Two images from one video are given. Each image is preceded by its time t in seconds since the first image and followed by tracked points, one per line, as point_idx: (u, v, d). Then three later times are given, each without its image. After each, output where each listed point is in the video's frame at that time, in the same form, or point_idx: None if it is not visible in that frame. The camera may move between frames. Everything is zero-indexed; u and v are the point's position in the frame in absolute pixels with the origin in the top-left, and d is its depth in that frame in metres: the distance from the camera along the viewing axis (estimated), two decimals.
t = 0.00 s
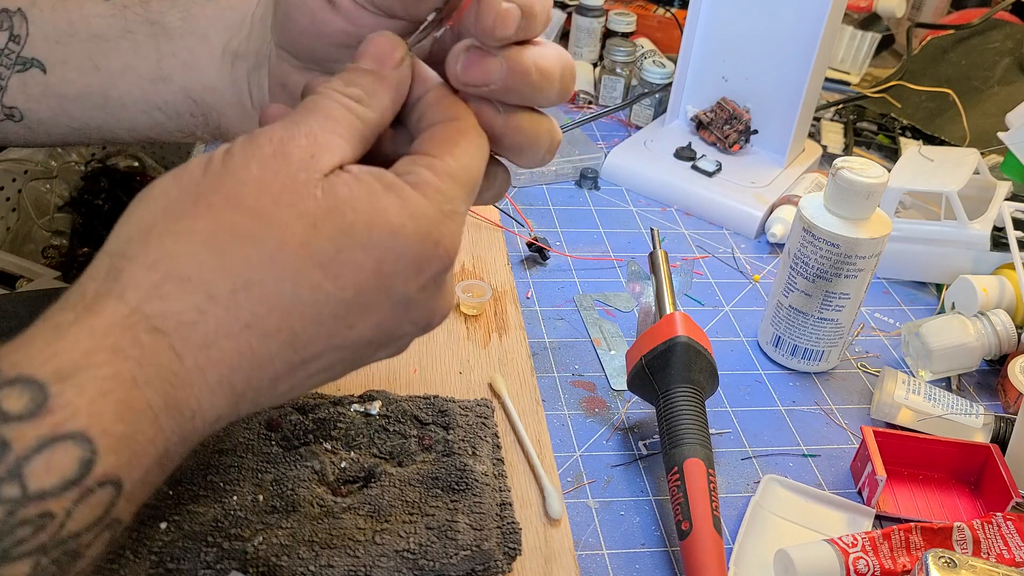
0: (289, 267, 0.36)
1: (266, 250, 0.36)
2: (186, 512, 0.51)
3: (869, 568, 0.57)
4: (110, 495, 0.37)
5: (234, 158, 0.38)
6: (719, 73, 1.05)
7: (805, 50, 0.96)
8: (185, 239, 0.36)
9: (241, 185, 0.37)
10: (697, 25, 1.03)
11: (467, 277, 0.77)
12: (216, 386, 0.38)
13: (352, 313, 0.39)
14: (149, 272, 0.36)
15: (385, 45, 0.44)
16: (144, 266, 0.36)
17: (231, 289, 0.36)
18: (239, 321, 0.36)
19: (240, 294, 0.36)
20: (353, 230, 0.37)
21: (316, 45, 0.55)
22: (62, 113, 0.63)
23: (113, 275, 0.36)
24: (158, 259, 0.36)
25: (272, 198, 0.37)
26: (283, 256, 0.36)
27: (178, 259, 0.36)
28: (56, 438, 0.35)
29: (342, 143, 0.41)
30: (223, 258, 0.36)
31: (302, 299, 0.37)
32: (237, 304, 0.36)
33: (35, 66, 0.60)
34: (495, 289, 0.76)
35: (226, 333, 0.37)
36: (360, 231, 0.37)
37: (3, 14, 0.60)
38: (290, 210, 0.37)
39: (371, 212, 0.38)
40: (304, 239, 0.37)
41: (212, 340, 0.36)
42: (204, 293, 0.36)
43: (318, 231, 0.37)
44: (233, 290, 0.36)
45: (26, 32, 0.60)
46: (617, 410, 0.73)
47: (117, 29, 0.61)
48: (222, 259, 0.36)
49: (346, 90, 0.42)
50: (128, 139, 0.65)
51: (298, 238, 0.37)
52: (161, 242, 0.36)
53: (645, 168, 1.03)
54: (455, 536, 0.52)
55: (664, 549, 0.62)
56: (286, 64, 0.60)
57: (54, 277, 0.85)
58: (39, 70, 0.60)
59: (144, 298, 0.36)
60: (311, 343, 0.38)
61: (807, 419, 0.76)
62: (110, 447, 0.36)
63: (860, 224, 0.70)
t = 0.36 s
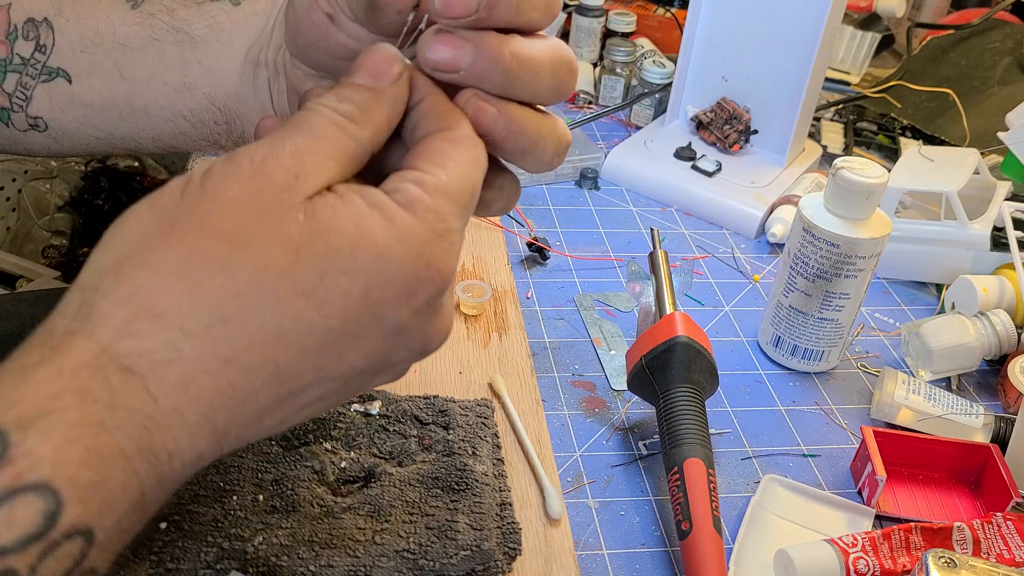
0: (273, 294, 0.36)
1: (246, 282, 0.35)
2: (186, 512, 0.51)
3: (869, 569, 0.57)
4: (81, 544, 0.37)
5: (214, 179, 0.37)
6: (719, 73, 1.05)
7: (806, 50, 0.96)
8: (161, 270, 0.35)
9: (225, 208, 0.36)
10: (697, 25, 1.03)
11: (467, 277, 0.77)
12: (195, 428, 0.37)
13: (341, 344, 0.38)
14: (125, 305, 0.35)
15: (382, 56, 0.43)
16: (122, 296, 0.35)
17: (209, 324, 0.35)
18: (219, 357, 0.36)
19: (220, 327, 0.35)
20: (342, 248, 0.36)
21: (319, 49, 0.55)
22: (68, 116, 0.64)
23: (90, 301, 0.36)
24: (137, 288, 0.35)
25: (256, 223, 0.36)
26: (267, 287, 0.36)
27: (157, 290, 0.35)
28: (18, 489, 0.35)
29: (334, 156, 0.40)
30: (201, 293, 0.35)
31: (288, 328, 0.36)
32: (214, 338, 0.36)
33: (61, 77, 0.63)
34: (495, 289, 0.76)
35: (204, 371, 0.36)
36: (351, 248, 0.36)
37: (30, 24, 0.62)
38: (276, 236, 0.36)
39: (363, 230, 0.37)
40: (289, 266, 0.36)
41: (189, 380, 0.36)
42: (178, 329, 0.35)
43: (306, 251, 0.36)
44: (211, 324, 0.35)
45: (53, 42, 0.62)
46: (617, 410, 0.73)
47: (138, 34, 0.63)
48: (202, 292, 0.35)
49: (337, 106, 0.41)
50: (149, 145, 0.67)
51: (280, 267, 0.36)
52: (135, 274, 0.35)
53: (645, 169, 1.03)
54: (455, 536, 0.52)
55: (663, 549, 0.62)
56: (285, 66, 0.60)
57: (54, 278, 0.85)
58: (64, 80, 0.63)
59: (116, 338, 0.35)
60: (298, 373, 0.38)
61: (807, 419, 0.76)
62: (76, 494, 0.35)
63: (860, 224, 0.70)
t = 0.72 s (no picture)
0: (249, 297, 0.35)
1: (217, 282, 0.35)
2: (186, 512, 0.51)
3: (869, 569, 0.57)
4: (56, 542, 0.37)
5: (200, 181, 0.37)
6: (719, 73, 1.05)
7: (806, 50, 0.96)
8: (135, 268, 0.36)
9: (202, 202, 0.37)
10: (697, 25, 1.03)
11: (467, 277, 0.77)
12: (164, 428, 0.37)
13: (322, 350, 0.37)
14: (99, 301, 0.36)
15: (394, 59, 0.43)
16: (98, 287, 0.36)
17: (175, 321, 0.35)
18: (188, 357, 0.36)
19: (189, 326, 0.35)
20: (333, 252, 0.36)
21: (315, 53, 0.55)
22: (67, 119, 0.64)
23: (67, 292, 0.36)
24: (108, 287, 0.36)
25: (237, 224, 0.36)
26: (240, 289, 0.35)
27: (131, 288, 0.36)
28: None
29: (334, 158, 0.40)
30: (171, 291, 0.35)
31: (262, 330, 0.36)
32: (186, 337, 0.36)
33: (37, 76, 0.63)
34: (495, 289, 0.76)
35: (169, 369, 0.36)
36: (340, 251, 0.36)
37: (3, 25, 0.63)
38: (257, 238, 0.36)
39: (355, 232, 0.36)
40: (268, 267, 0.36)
41: (155, 377, 0.36)
42: (145, 326, 0.35)
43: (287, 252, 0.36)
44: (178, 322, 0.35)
45: (26, 41, 0.63)
46: (617, 410, 0.73)
47: (115, 35, 0.63)
48: (172, 290, 0.35)
49: (343, 105, 0.41)
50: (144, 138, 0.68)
51: (255, 267, 0.36)
52: (111, 267, 0.36)
53: (645, 169, 1.03)
54: (455, 536, 0.52)
55: (663, 549, 0.62)
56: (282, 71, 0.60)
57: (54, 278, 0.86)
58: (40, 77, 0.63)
59: (83, 329, 0.36)
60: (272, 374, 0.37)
61: (807, 419, 0.76)
62: (45, 489, 0.35)
63: (861, 224, 0.70)
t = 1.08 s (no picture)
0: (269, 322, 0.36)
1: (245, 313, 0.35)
2: (186, 512, 0.51)
3: (869, 569, 0.57)
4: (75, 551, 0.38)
5: (218, 199, 0.37)
6: (719, 73, 1.05)
7: (806, 50, 0.96)
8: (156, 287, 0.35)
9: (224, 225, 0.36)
10: (697, 25, 1.03)
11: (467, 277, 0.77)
12: (177, 445, 0.37)
13: (329, 377, 0.38)
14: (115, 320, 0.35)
15: (411, 85, 0.43)
16: (116, 306, 0.35)
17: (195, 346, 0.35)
18: (203, 380, 0.36)
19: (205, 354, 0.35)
20: (348, 285, 0.36)
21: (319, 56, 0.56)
22: (69, 121, 0.64)
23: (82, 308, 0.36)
24: (119, 304, 0.35)
25: (258, 248, 0.36)
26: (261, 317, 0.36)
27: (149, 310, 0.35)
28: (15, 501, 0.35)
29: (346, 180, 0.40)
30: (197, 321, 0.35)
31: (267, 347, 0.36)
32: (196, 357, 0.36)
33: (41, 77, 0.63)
34: (495, 289, 0.76)
35: (187, 392, 0.36)
36: (353, 284, 0.36)
37: (4, 26, 0.62)
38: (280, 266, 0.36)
39: (367, 263, 0.37)
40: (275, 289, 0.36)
41: (171, 399, 0.36)
42: (164, 348, 0.35)
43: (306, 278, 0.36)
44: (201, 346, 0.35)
45: (29, 43, 0.63)
46: (617, 410, 0.73)
47: (119, 37, 0.63)
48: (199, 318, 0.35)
49: (360, 129, 0.41)
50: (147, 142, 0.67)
51: (272, 297, 0.35)
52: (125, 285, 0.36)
53: (645, 169, 1.03)
54: (455, 536, 0.52)
55: (664, 549, 0.62)
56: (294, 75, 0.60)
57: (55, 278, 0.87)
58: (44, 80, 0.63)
59: (103, 349, 0.35)
60: (282, 398, 0.38)
61: (807, 419, 0.76)
62: (66, 507, 0.36)
63: (860, 224, 0.70)
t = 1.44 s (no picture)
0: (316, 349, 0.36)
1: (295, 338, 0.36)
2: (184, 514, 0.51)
3: (871, 570, 0.57)
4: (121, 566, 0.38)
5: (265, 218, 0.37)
6: (720, 71, 1.05)
7: (807, 49, 0.96)
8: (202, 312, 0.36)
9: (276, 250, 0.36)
10: (697, 27, 1.03)
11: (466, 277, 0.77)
12: (226, 462, 0.38)
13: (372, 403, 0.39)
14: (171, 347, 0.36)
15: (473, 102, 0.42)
16: (171, 334, 0.36)
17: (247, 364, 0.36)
18: (253, 405, 0.37)
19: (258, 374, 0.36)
20: (399, 321, 0.37)
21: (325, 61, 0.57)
22: (59, 123, 0.64)
23: (135, 330, 0.36)
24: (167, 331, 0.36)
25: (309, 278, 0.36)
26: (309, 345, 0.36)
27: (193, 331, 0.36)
28: (69, 518, 0.36)
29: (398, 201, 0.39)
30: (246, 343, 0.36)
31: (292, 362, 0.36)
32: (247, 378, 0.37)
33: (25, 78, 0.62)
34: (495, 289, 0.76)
35: (239, 415, 0.37)
36: (404, 320, 0.37)
37: None
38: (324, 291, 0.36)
39: (419, 296, 0.37)
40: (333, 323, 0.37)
41: (223, 424, 0.37)
42: (217, 374, 0.36)
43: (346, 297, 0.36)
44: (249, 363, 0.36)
45: (11, 44, 0.61)
46: (618, 411, 0.73)
47: (105, 42, 0.62)
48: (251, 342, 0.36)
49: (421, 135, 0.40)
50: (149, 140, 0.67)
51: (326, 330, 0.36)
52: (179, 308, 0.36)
53: (646, 168, 1.03)
54: (455, 538, 0.52)
55: (664, 550, 0.61)
56: (300, 75, 0.60)
57: (54, 278, 0.87)
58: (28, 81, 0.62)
59: (160, 375, 0.36)
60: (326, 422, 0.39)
61: (808, 420, 0.75)
62: (122, 521, 0.37)
63: (862, 224, 0.70)
